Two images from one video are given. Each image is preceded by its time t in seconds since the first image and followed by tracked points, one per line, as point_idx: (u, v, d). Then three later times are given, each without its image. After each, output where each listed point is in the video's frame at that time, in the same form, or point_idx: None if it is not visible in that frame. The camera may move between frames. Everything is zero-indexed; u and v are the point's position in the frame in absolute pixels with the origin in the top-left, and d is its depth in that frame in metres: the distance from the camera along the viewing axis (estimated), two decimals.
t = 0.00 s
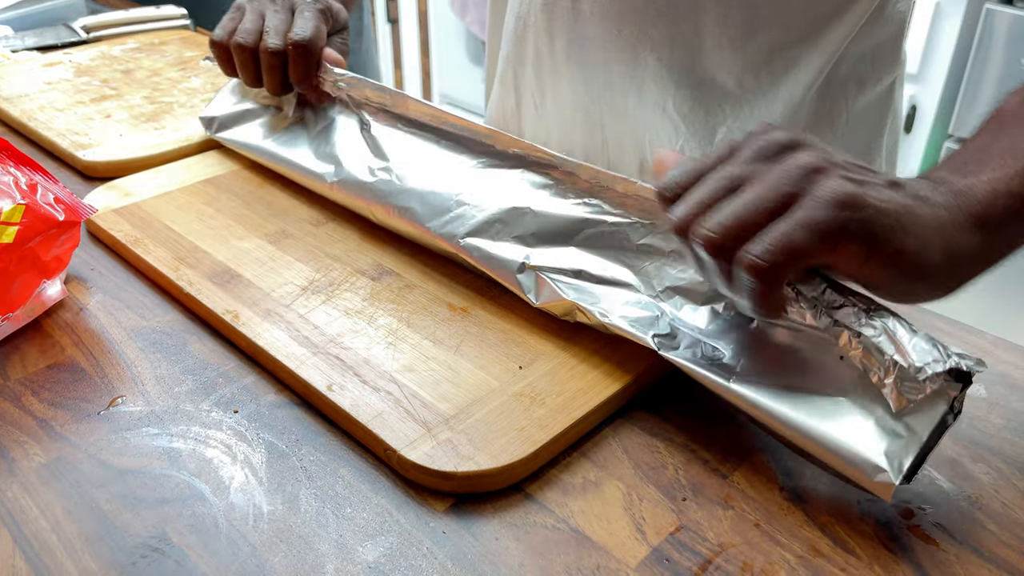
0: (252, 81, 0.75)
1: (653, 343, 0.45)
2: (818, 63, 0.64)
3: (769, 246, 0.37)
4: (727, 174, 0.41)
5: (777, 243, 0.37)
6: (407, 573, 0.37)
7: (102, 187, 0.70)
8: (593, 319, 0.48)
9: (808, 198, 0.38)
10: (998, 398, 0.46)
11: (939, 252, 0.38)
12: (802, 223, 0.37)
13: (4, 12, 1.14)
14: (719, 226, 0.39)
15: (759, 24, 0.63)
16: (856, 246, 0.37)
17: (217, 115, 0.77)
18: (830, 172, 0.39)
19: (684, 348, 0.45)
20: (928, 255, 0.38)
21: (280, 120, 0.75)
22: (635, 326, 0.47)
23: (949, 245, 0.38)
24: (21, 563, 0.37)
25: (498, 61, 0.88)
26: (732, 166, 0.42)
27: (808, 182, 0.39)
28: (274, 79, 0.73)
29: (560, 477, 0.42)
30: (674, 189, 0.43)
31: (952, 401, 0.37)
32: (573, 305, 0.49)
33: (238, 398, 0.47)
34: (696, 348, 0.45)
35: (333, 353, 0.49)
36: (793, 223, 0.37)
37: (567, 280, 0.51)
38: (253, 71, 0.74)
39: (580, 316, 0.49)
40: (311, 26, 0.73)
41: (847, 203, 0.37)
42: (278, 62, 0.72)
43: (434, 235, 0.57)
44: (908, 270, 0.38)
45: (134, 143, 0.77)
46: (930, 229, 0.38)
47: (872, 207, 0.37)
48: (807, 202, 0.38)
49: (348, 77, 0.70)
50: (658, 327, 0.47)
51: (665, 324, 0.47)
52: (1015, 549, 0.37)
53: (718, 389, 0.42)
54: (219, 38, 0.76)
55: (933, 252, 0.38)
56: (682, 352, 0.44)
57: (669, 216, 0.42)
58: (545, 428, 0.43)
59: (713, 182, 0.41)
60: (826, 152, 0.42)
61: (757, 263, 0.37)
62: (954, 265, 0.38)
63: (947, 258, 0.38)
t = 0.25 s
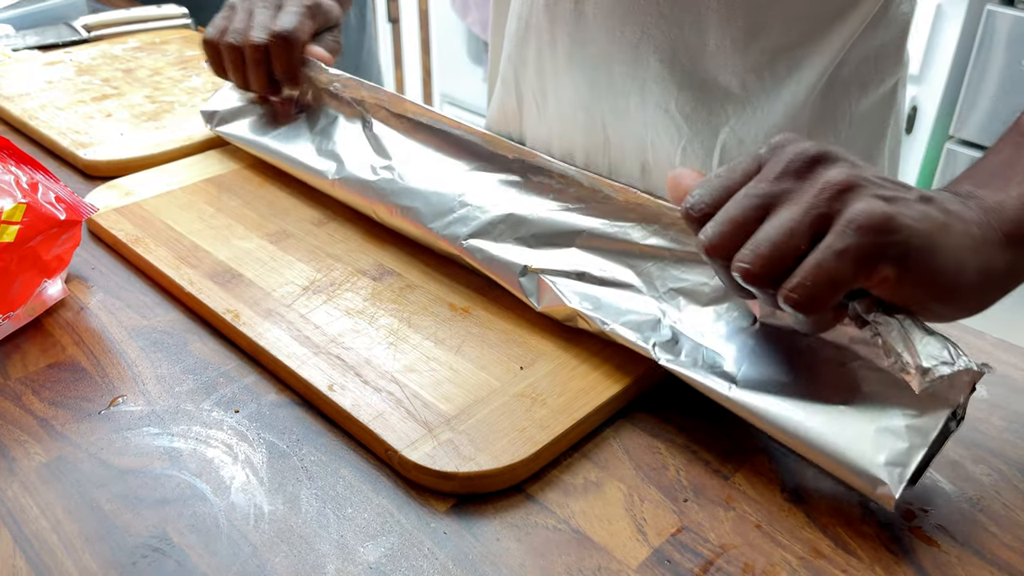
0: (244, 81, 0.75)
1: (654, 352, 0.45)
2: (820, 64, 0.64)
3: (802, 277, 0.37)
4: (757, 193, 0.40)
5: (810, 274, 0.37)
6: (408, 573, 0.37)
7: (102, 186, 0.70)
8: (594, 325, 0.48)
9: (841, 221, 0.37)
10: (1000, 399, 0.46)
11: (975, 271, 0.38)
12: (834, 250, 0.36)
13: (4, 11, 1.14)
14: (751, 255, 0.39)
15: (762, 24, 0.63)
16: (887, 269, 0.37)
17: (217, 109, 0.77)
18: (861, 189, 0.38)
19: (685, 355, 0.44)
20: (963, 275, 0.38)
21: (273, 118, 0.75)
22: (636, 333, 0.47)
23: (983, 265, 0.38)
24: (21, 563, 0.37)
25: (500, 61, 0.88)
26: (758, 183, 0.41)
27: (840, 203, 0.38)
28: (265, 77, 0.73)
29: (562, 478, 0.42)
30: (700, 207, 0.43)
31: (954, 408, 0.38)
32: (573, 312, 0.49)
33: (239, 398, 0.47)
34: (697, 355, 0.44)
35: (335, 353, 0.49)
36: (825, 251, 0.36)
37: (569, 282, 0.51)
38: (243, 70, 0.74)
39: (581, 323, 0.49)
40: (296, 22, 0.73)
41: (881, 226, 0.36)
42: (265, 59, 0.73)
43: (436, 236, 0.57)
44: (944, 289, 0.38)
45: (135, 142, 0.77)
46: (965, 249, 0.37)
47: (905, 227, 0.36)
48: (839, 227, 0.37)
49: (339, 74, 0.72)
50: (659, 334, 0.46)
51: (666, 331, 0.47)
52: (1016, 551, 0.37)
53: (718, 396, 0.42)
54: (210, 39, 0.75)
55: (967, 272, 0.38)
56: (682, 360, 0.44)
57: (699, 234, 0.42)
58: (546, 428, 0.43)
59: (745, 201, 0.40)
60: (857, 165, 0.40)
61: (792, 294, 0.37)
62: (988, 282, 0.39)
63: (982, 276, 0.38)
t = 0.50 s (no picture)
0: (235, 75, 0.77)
1: (653, 351, 0.45)
2: (819, 62, 0.63)
3: (834, 282, 0.35)
4: (780, 204, 0.39)
5: (843, 278, 0.35)
6: (407, 573, 0.37)
7: (101, 185, 0.70)
8: (593, 325, 0.48)
9: (875, 226, 0.36)
10: (1001, 399, 0.46)
11: (1001, 281, 0.37)
12: (870, 253, 0.35)
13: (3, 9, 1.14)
14: (780, 263, 0.38)
15: (760, 23, 0.63)
16: (923, 273, 0.36)
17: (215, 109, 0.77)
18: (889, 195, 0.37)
19: (684, 355, 0.44)
20: (988, 284, 0.37)
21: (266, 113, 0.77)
22: (636, 332, 0.46)
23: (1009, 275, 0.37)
24: (20, 562, 0.37)
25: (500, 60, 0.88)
26: (782, 195, 0.40)
27: (868, 208, 0.37)
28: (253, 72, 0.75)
29: (561, 477, 0.42)
30: (719, 225, 0.42)
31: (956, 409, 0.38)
32: (573, 311, 0.49)
33: (238, 397, 0.47)
34: (696, 356, 0.44)
35: (334, 353, 0.49)
36: (860, 254, 0.35)
37: (568, 282, 0.51)
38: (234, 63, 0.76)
39: (581, 322, 0.49)
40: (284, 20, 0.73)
41: (913, 230, 0.35)
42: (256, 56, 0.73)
43: (434, 236, 0.57)
44: (972, 297, 0.37)
45: (134, 140, 0.76)
46: (993, 257, 0.37)
47: (937, 232, 0.36)
48: (873, 231, 0.36)
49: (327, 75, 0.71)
50: (658, 335, 0.46)
51: (666, 331, 0.46)
52: (1017, 550, 0.37)
53: (718, 398, 0.41)
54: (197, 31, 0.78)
55: (994, 280, 0.37)
56: (681, 360, 0.44)
57: (720, 248, 0.41)
58: (545, 428, 0.42)
59: (766, 213, 0.40)
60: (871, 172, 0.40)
61: (824, 300, 0.36)
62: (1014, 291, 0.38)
63: (1008, 285, 0.37)
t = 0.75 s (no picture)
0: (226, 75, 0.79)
1: (659, 343, 0.45)
2: (819, 59, 0.62)
3: (875, 338, 0.36)
4: (813, 246, 0.39)
5: (882, 335, 0.36)
6: (406, 570, 0.37)
7: (100, 181, 0.69)
8: (597, 318, 0.48)
9: (907, 279, 0.35)
10: (1001, 397, 0.46)
11: None
12: (906, 312, 0.35)
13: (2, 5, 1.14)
14: (819, 318, 0.38)
15: (762, 19, 0.63)
16: (966, 322, 0.34)
17: (212, 105, 0.77)
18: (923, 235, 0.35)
19: (689, 347, 0.44)
20: None
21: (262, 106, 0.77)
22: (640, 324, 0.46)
23: None
24: (18, 559, 0.37)
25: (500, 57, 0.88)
26: (815, 235, 0.39)
27: (900, 255, 0.36)
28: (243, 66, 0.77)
29: (560, 474, 0.42)
30: (751, 261, 0.42)
31: (957, 403, 0.37)
32: (576, 305, 0.49)
33: (237, 394, 0.47)
34: (701, 346, 0.44)
35: (333, 350, 0.49)
36: (898, 314, 0.35)
37: (572, 273, 0.51)
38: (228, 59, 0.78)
39: (582, 317, 0.49)
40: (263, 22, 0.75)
41: (951, 280, 0.34)
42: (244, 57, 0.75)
43: (437, 231, 0.57)
44: None
45: (133, 137, 0.76)
46: None
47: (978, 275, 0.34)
48: (906, 286, 0.35)
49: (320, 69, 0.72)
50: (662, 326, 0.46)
51: (670, 322, 0.46)
52: (1017, 548, 0.37)
53: (723, 389, 0.41)
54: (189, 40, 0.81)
55: None
56: (687, 351, 0.44)
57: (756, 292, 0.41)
58: (545, 425, 0.42)
59: (797, 254, 0.39)
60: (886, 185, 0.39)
61: (869, 353, 0.37)
62: None
63: None
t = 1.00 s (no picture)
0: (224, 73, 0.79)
1: (656, 349, 0.45)
2: (820, 56, 0.62)
3: (884, 354, 0.35)
4: (824, 259, 0.37)
5: (893, 350, 0.34)
6: (408, 567, 0.37)
7: (101, 178, 0.69)
8: (594, 321, 0.48)
9: (924, 295, 0.34)
10: (1003, 395, 0.46)
11: None
12: (920, 327, 0.33)
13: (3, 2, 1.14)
14: (821, 331, 0.36)
15: (762, 17, 0.63)
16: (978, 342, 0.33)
17: (212, 104, 0.76)
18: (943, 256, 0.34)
19: (686, 352, 0.44)
20: None
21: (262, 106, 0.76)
22: (638, 329, 0.47)
23: None
24: (20, 555, 0.37)
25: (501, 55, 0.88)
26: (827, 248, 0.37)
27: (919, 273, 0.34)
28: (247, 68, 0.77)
29: (562, 471, 0.42)
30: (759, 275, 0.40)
31: (945, 426, 0.38)
32: (574, 307, 0.49)
33: (239, 390, 0.47)
34: (699, 354, 0.44)
35: (336, 346, 0.49)
36: (912, 329, 0.34)
37: (570, 276, 0.51)
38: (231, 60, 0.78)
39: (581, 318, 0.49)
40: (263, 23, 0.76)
41: (967, 302, 0.33)
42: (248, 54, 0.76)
43: (437, 232, 0.57)
44: None
45: (134, 134, 0.76)
46: None
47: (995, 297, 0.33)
48: (922, 301, 0.34)
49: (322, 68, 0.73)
50: (660, 331, 0.46)
51: (668, 327, 0.47)
52: (1019, 546, 0.37)
53: (720, 395, 0.41)
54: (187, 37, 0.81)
55: None
56: (684, 357, 0.44)
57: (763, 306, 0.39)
58: (547, 422, 0.42)
59: (807, 268, 0.37)
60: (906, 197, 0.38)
61: (873, 368, 0.35)
62: None
63: None
